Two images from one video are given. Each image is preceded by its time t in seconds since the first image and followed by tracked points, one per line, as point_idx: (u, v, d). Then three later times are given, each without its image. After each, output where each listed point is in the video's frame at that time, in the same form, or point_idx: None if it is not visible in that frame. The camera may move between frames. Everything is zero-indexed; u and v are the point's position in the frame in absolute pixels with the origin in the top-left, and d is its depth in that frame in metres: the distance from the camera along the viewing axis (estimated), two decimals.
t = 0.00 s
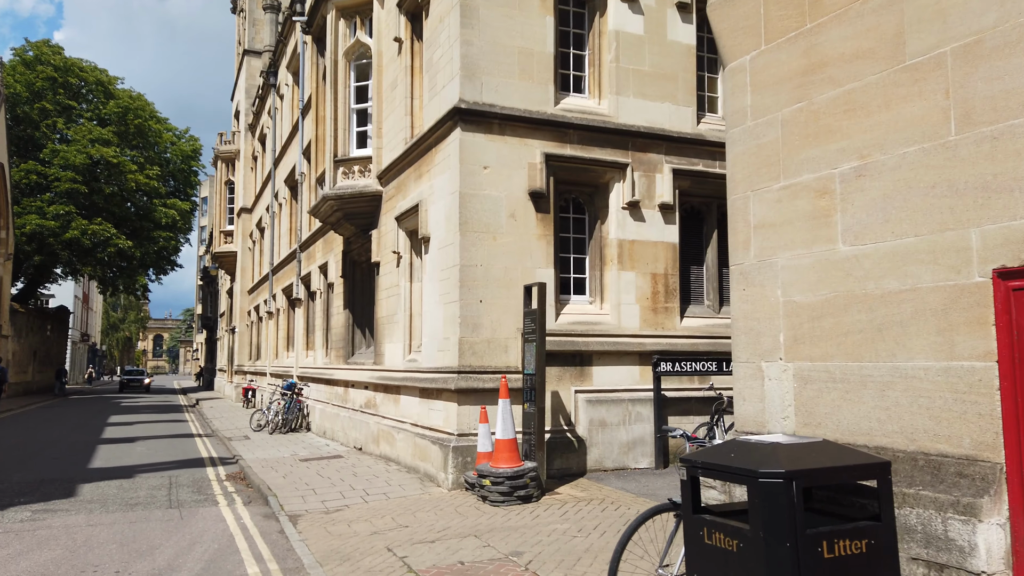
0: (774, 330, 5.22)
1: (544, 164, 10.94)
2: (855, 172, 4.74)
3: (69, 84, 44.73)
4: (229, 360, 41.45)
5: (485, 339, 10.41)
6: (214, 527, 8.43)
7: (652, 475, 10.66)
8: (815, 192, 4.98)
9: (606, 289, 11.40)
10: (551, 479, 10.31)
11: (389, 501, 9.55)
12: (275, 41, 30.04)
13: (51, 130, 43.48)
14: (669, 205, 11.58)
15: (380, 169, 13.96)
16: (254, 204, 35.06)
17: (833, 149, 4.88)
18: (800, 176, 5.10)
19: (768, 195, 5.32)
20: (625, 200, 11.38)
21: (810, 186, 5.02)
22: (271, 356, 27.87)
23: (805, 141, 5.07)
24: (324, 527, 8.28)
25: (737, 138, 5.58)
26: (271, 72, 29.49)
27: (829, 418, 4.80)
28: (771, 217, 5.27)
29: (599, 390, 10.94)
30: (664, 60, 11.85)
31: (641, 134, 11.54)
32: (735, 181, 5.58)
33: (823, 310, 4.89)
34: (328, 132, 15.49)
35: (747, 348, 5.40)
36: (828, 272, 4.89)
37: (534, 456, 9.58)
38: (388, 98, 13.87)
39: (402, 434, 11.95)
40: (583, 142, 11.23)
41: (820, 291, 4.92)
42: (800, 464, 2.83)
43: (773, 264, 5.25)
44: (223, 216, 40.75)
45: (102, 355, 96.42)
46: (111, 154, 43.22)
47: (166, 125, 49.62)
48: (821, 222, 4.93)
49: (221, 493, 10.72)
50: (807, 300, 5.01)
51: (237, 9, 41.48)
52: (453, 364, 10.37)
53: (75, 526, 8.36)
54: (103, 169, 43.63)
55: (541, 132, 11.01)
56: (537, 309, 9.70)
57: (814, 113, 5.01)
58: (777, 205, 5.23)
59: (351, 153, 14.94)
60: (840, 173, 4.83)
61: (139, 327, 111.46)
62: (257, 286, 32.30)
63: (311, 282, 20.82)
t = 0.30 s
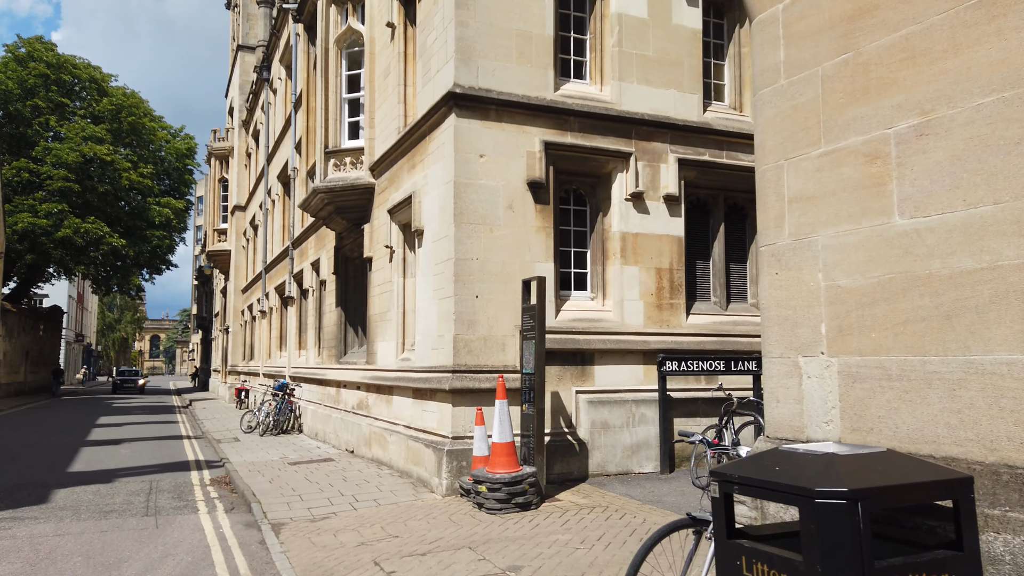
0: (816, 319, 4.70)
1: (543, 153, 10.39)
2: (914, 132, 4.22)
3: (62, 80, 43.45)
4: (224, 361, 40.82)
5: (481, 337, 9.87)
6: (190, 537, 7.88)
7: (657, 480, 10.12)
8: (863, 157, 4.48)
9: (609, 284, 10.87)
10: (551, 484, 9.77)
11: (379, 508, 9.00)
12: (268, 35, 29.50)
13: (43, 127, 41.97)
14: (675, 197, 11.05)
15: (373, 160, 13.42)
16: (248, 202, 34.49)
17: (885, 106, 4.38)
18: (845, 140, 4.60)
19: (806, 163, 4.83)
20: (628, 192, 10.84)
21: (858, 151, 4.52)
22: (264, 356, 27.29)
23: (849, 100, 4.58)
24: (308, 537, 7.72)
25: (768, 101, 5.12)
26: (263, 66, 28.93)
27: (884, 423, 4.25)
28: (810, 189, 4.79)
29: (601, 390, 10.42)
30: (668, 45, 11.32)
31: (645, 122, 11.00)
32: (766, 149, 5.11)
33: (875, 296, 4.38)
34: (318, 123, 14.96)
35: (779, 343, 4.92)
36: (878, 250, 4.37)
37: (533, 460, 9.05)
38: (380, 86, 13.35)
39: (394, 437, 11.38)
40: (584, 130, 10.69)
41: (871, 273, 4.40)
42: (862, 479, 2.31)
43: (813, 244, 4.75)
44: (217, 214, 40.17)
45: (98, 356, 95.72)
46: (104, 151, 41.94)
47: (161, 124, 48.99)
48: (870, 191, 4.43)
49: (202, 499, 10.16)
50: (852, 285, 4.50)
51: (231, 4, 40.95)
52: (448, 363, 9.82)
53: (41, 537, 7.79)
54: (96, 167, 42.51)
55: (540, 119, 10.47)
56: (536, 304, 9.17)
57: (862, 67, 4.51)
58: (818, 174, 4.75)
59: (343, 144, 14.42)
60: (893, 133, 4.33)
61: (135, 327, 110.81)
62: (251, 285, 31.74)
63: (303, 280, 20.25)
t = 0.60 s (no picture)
0: (889, 322, 4.02)
1: (549, 145, 9.84)
2: (1020, 91, 3.50)
3: (60, 79, 42.41)
4: (222, 363, 40.27)
5: (483, 339, 9.31)
6: (170, 555, 7.32)
7: (670, 491, 9.57)
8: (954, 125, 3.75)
9: (618, 284, 10.32)
10: (557, 496, 9.22)
11: (375, 522, 8.44)
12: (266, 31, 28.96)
13: (41, 126, 40.99)
14: (688, 191, 10.48)
15: (370, 155, 12.87)
16: (246, 201, 33.96)
17: (978, 59, 3.67)
18: (926, 105, 3.90)
19: (873, 135, 4.16)
20: (638, 186, 10.29)
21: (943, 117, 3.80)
22: (261, 358, 26.72)
23: (930, 56, 3.88)
24: (298, 556, 7.16)
25: (825, 64, 4.46)
26: (262, 62, 28.40)
27: (981, 450, 3.52)
28: (880, 166, 4.12)
29: (610, 395, 9.87)
30: (680, 32, 10.77)
31: (656, 113, 10.45)
32: (822, 119, 4.46)
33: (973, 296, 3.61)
34: (314, 118, 14.41)
35: (841, 351, 4.28)
36: (972, 235, 3.66)
37: (539, 471, 8.49)
38: (378, 78, 12.80)
39: (392, 444, 10.81)
40: (592, 121, 10.14)
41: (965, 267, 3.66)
42: (990, 534, 2.35)
43: (888, 231, 4.06)
44: (216, 214, 39.65)
45: (98, 357, 95.21)
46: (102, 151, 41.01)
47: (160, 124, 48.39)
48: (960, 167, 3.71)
49: (188, 510, 9.59)
50: (936, 280, 3.80)
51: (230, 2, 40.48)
52: (448, 367, 9.25)
53: (9, 555, 7.21)
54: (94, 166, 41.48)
55: (546, 109, 9.92)
56: (542, 305, 8.61)
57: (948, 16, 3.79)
58: (891, 147, 4.06)
59: (340, 139, 13.88)
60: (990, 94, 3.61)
61: (135, 328, 110.32)
62: (249, 285, 31.20)
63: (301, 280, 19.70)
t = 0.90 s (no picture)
0: (1002, 300, 3.77)
1: (557, 133, 9.31)
2: None
3: (58, 79, 41.64)
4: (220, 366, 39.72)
5: (486, 338, 8.77)
6: (149, 570, 6.76)
7: (684, 500, 9.02)
8: None
9: (628, 280, 9.78)
10: (565, 504, 8.67)
11: (371, 533, 7.88)
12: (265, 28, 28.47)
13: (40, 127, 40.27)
14: (702, 183, 9.94)
15: (369, 147, 12.35)
16: (244, 201, 33.45)
17: None
18: None
19: (974, 74, 3.95)
20: (649, 177, 9.75)
21: None
22: (259, 360, 26.18)
23: None
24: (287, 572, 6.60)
25: None
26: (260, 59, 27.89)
27: None
28: (988, 108, 3.89)
29: (621, 398, 9.32)
30: (694, 16, 10.26)
31: (669, 100, 9.93)
32: (905, 61, 4.30)
33: None
34: (310, 110, 13.89)
35: (937, 342, 4.04)
36: None
37: (547, 479, 7.93)
38: (377, 67, 12.29)
39: (390, 450, 10.26)
40: (602, 109, 9.61)
41: None
42: None
43: (997, 189, 3.82)
44: (214, 215, 39.16)
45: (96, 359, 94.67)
46: (100, 151, 40.35)
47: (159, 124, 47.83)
48: None
49: (174, 520, 9.04)
50: None
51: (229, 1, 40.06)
52: (450, 368, 8.71)
53: None
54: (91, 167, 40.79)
55: (553, 96, 9.40)
56: (550, 302, 8.07)
57: None
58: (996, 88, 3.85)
59: (337, 131, 13.35)
60: None
61: (135, 331, 109.83)
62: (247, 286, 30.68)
63: (298, 280, 19.15)
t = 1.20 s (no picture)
0: None
1: (555, 121, 8.82)
2: None
3: (48, 77, 40.40)
4: (212, 367, 39.12)
5: (481, 338, 8.27)
6: None
7: (690, 509, 8.54)
8: None
9: (631, 277, 9.30)
10: (564, 514, 8.18)
11: (357, 546, 7.38)
12: (256, 21, 27.85)
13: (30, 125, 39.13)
14: (708, 175, 9.45)
15: (359, 139, 11.83)
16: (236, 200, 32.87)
17: None
18: None
19: None
20: (653, 168, 9.26)
21: None
22: (250, 361, 25.62)
23: None
24: None
25: None
26: (251, 53, 27.29)
27: None
28: None
29: (623, 402, 8.83)
30: None
31: (673, 88, 9.44)
32: None
33: None
34: (298, 102, 13.37)
35: None
36: None
37: (545, 489, 7.43)
38: (367, 56, 11.78)
39: (380, 455, 9.74)
40: (603, 96, 9.12)
41: None
42: None
43: None
44: (206, 214, 38.57)
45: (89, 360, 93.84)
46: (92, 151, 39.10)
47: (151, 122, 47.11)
48: None
49: (149, 531, 8.51)
50: None
51: None
52: (442, 370, 8.20)
53: None
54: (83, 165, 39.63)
55: (552, 82, 8.90)
56: (549, 299, 7.57)
57: None
58: None
59: (326, 123, 12.83)
60: None
61: (129, 331, 109.01)
62: (238, 286, 30.12)
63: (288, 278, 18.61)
